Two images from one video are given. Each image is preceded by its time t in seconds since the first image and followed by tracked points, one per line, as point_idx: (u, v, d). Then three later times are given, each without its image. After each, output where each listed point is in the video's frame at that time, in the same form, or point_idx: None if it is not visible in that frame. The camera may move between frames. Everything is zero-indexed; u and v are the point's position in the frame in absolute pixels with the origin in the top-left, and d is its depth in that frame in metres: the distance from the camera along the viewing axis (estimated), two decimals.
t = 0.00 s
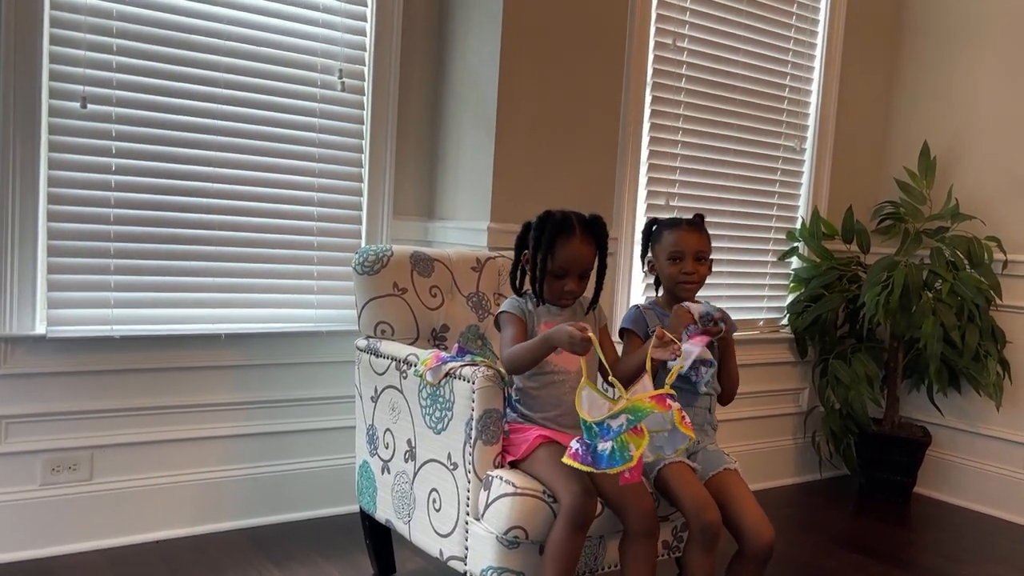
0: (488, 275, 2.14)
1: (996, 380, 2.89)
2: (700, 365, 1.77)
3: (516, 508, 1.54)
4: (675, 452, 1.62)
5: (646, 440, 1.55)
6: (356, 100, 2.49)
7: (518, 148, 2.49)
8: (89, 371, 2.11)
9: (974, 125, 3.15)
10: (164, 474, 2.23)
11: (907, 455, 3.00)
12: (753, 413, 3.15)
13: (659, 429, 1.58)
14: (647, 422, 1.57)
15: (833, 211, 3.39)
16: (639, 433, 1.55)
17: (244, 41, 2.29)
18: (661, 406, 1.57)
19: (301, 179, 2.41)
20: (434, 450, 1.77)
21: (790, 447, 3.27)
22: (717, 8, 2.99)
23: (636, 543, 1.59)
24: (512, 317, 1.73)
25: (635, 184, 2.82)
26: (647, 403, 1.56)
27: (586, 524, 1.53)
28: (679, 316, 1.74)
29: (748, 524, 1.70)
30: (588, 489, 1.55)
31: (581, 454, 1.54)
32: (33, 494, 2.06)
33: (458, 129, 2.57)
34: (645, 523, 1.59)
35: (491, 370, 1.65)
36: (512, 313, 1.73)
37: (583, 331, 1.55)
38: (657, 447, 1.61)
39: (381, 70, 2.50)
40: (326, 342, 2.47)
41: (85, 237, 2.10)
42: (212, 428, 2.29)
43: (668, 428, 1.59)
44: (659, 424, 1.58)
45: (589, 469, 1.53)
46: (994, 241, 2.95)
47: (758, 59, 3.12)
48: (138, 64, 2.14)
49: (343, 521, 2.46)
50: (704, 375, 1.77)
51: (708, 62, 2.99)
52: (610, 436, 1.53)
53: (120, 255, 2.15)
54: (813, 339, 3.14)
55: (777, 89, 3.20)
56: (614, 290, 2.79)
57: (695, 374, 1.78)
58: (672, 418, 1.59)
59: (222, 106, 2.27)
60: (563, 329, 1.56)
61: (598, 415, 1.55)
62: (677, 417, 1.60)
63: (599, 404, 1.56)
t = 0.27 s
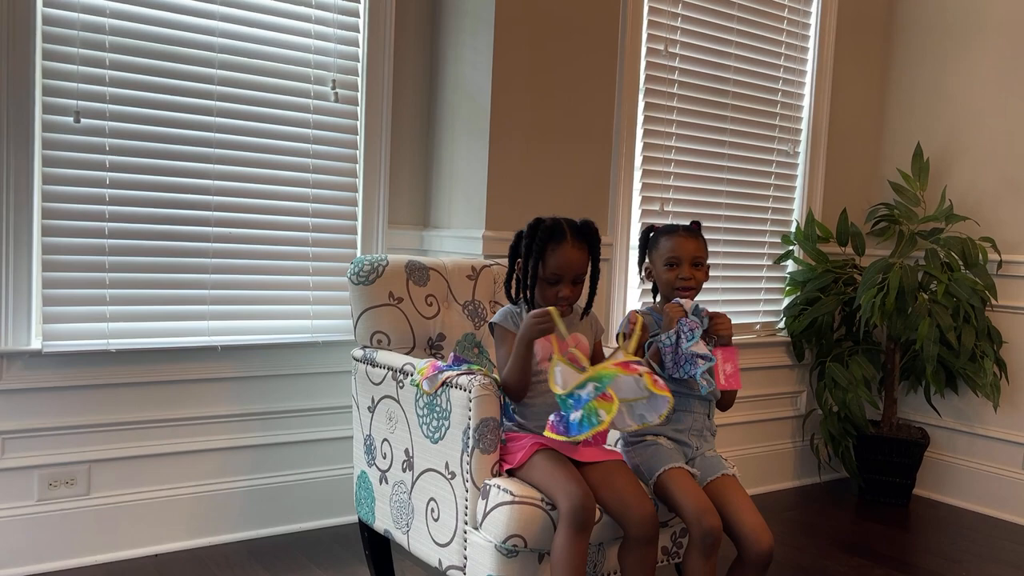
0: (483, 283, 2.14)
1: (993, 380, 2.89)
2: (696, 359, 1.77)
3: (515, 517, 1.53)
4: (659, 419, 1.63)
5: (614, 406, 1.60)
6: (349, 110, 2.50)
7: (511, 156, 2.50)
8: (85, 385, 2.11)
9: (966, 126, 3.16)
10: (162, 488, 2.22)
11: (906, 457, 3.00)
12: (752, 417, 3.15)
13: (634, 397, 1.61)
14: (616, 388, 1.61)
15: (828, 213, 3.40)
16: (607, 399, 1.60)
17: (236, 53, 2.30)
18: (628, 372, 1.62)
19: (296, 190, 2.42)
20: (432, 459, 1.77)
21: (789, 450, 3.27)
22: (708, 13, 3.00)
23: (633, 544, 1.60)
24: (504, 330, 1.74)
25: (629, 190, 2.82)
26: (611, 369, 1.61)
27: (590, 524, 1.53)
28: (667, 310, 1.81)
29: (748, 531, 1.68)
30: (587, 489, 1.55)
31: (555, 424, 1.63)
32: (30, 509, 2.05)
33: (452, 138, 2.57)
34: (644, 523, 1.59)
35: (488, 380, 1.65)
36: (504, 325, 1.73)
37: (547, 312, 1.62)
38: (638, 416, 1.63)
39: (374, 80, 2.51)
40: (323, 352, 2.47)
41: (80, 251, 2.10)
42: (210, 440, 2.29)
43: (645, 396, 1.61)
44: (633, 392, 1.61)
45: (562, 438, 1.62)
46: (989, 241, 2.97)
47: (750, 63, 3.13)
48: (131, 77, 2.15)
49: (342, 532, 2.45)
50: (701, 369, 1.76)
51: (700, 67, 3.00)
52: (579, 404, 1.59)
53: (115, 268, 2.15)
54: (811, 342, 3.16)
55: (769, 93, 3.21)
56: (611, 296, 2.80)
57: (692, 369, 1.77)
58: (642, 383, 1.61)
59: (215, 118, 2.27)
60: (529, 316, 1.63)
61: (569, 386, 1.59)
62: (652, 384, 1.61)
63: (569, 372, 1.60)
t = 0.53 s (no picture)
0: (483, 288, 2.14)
1: (994, 380, 2.89)
2: (698, 353, 1.79)
3: (517, 521, 1.52)
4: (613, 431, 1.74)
5: (569, 408, 1.69)
6: (348, 116, 2.50)
7: (510, 160, 2.50)
8: (86, 393, 2.11)
9: (965, 126, 3.16)
10: (164, 496, 2.22)
11: (908, 457, 3.00)
12: (753, 419, 3.15)
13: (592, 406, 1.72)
14: (579, 394, 1.70)
15: (827, 214, 3.39)
16: (566, 401, 1.69)
17: (235, 60, 2.30)
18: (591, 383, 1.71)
19: (295, 196, 2.42)
20: (433, 464, 1.77)
21: (791, 452, 3.27)
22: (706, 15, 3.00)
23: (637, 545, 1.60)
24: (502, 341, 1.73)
25: (628, 193, 2.82)
26: (578, 377, 1.70)
27: (591, 526, 1.53)
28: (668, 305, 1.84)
29: (750, 529, 1.68)
30: (589, 492, 1.55)
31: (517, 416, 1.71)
32: (31, 518, 2.05)
33: (451, 143, 2.57)
34: (646, 523, 1.59)
35: (489, 385, 1.65)
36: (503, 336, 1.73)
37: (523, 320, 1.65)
38: (601, 424, 1.73)
39: (372, 86, 2.51)
40: (324, 358, 2.47)
41: (79, 260, 2.10)
42: (211, 447, 2.29)
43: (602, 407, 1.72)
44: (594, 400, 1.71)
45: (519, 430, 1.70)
46: (989, 241, 2.97)
47: (748, 65, 3.13)
48: (130, 85, 2.15)
49: (344, 538, 2.45)
50: (703, 363, 1.78)
51: (698, 70, 3.00)
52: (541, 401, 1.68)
53: (115, 277, 2.15)
54: (812, 344, 3.16)
55: (768, 95, 3.21)
56: (611, 299, 2.80)
57: (694, 364, 1.78)
58: (605, 396, 1.72)
59: (214, 125, 2.27)
60: (506, 325, 1.66)
61: (537, 384, 1.68)
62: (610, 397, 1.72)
63: (541, 371, 1.68)
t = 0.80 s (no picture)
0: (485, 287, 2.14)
1: (997, 378, 2.89)
2: (688, 361, 1.78)
3: (520, 520, 1.53)
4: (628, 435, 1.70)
5: (586, 413, 1.67)
6: (349, 116, 2.50)
7: (512, 160, 2.50)
8: (90, 394, 2.11)
9: (967, 124, 3.16)
10: (167, 496, 2.23)
11: (911, 456, 3.00)
12: (756, 418, 3.15)
13: (607, 410, 1.69)
14: (592, 399, 1.68)
15: (830, 213, 3.39)
16: (582, 406, 1.67)
17: (237, 61, 2.31)
18: (604, 386, 1.69)
19: (297, 197, 2.42)
20: (436, 464, 1.77)
21: (794, 451, 3.27)
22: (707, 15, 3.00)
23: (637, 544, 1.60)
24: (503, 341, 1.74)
25: (630, 193, 2.82)
26: (589, 380, 1.68)
27: (590, 527, 1.53)
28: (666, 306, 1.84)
29: (756, 520, 1.69)
30: (591, 493, 1.55)
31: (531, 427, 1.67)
32: (35, 519, 2.06)
33: (453, 143, 2.57)
34: (647, 525, 1.59)
35: (492, 385, 1.65)
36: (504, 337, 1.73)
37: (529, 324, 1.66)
38: (609, 429, 1.70)
39: (374, 87, 2.52)
40: (326, 358, 2.47)
41: (82, 261, 2.11)
42: (214, 448, 2.29)
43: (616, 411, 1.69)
44: (608, 404, 1.69)
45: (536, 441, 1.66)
46: (991, 239, 2.93)
47: (750, 64, 3.13)
48: (132, 86, 2.15)
49: (348, 537, 2.45)
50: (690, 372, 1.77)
51: (699, 69, 3.00)
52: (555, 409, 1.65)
53: (118, 277, 2.15)
54: (814, 343, 3.15)
55: (769, 94, 3.21)
56: (613, 299, 2.79)
57: (682, 371, 1.79)
58: (617, 400, 1.69)
59: (216, 126, 2.28)
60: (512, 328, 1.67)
61: (547, 391, 1.66)
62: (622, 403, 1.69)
63: (547, 379, 1.67)
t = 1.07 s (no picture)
0: (487, 286, 2.14)
1: (1000, 377, 2.89)
2: (699, 361, 1.78)
3: (522, 518, 1.52)
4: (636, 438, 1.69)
5: (599, 424, 1.64)
6: (351, 114, 2.50)
7: (514, 159, 2.50)
8: (92, 392, 2.11)
9: (970, 123, 3.15)
10: (169, 494, 2.23)
11: (913, 455, 2.99)
12: (758, 417, 3.14)
13: (619, 416, 1.67)
14: (603, 407, 1.65)
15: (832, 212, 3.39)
16: (593, 417, 1.64)
17: (239, 59, 2.31)
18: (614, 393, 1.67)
19: (299, 195, 2.42)
20: (438, 462, 1.77)
21: (796, 450, 3.26)
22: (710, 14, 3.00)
23: (637, 540, 1.60)
24: (506, 338, 1.73)
25: (632, 191, 2.82)
26: (599, 389, 1.66)
27: (593, 525, 1.53)
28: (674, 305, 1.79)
29: (755, 521, 1.69)
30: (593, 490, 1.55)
31: (541, 440, 1.62)
32: (37, 516, 2.06)
33: (455, 141, 2.57)
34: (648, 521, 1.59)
35: (494, 382, 1.65)
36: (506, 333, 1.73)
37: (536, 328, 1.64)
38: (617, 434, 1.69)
39: (376, 85, 2.52)
40: (328, 357, 2.47)
41: (85, 259, 2.11)
42: (216, 446, 2.29)
43: (628, 416, 1.68)
44: (616, 410, 1.67)
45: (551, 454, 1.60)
46: (993, 238, 2.93)
47: (752, 63, 3.13)
48: (134, 84, 2.15)
49: (349, 536, 2.45)
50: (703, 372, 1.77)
51: (702, 67, 3.00)
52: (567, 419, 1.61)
53: (120, 276, 2.15)
54: (816, 342, 3.14)
55: (772, 92, 3.20)
56: (614, 298, 2.79)
57: (692, 372, 1.78)
58: (627, 403, 1.67)
59: (218, 124, 2.28)
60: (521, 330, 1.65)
61: (557, 403, 1.63)
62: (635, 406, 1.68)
63: (556, 389, 1.64)
